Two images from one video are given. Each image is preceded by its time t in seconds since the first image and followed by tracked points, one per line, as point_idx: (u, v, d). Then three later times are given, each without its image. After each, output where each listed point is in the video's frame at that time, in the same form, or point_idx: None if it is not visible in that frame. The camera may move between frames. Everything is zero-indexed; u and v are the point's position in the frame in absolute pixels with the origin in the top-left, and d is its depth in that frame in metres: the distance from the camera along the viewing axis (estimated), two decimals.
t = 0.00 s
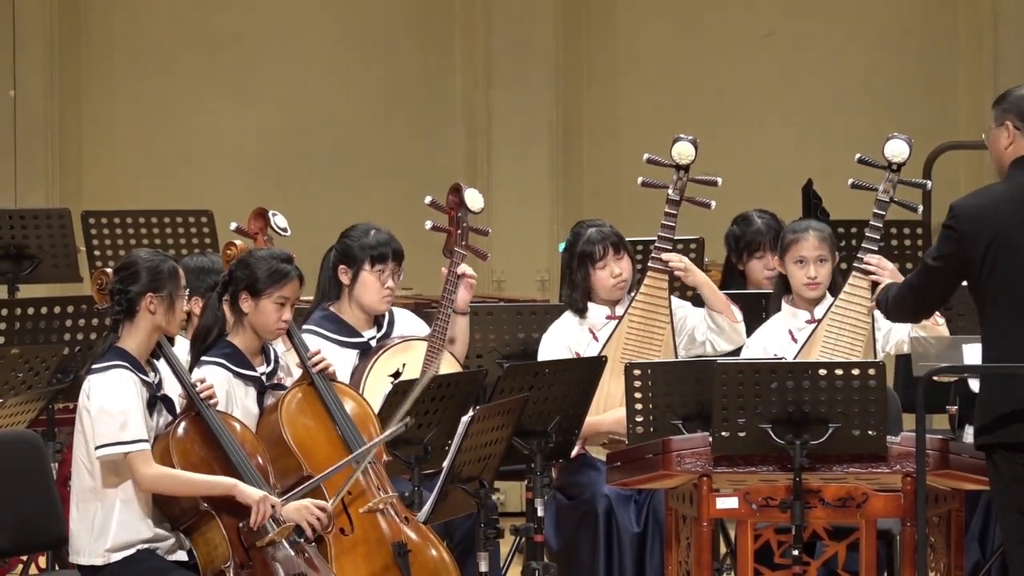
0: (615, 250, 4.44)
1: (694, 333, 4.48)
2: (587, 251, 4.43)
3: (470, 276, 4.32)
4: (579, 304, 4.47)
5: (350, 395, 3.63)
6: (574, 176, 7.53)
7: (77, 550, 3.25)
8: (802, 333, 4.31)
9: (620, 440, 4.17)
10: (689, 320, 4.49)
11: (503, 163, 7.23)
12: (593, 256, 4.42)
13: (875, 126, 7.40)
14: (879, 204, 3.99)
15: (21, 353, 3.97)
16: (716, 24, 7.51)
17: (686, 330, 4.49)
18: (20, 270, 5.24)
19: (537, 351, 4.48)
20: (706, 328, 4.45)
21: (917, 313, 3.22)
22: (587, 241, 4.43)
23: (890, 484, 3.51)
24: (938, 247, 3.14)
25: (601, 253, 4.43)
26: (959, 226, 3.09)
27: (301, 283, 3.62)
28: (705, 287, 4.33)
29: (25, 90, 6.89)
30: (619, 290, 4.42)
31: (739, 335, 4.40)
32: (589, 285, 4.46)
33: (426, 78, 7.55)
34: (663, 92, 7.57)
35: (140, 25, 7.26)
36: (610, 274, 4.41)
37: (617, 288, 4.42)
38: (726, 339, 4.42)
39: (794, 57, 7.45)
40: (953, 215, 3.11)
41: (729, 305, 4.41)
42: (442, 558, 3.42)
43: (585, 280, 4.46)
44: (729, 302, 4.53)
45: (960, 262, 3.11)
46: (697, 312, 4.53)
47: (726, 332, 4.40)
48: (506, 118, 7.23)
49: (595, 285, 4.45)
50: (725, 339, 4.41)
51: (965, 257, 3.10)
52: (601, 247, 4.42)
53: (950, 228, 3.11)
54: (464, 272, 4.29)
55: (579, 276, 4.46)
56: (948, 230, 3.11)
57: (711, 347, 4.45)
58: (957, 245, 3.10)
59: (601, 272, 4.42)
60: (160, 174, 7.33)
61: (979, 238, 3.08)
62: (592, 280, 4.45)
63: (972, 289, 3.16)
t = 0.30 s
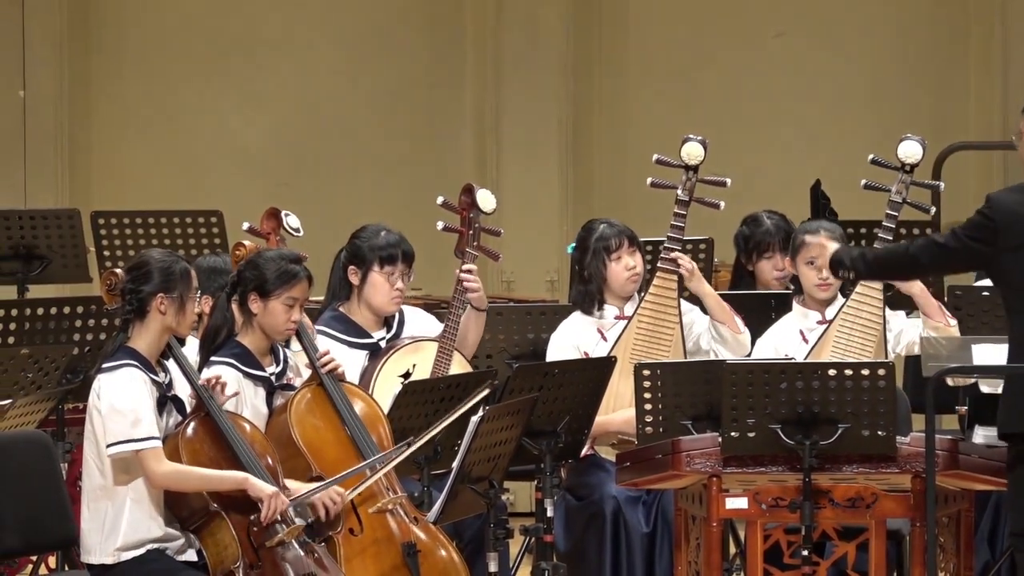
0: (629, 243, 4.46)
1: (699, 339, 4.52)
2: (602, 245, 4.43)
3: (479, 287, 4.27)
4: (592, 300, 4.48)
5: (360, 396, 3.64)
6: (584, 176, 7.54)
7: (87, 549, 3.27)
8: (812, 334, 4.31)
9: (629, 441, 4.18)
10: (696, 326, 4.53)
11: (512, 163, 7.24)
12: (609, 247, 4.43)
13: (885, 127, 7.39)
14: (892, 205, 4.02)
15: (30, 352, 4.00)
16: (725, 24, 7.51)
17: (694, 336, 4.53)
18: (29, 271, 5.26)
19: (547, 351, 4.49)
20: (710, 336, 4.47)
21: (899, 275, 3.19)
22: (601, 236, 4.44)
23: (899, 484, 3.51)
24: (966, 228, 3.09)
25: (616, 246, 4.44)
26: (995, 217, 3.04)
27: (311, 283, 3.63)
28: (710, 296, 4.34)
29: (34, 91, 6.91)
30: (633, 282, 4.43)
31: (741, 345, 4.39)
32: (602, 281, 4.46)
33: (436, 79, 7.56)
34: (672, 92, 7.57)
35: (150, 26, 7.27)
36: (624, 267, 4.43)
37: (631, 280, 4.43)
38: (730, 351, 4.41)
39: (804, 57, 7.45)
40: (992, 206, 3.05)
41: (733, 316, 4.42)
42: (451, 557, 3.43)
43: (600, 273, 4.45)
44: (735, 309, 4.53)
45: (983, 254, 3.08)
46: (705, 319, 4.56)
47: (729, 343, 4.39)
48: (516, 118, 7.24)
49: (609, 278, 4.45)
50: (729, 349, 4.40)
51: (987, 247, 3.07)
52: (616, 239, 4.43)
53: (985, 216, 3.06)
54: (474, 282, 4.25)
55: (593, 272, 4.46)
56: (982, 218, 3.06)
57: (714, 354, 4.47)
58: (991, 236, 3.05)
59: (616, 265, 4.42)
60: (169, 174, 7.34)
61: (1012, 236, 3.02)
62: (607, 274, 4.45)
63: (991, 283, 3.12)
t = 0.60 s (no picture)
0: (643, 242, 4.46)
1: (717, 334, 4.48)
2: (616, 244, 4.43)
3: (493, 287, 4.25)
4: (605, 300, 4.47)
5: (374, 395, 3.65)
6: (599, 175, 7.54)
7: (97, 547, 3.26)
8: (828, 333, 4.31)
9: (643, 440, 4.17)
10: (713, 322, 4.50)
11: (527, 163, 7.24)
12: (623, 246, 4.43)
13: (900, 126, 7.38)
14: (909, 205, 4.03)
15: (45, 351, 4.03)
16: (739, 23, 7.50)
17: (710, 333, 4.50)
18: (44, 270, 5.27)
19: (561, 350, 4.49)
20: (728, 330, 4.45)
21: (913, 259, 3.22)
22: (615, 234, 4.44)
23: (914, 483, 3.52)
24: (993, 216, 3.12)
25: (630, 244, 4.44)
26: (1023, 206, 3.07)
27: (325, 283, 3.63)
28: (726, 291, 4.31)
29: (48, 90, 6.94)
30: (647, 282, 4.43)
31: (760, 338, 4.40)
32: (616, 280, 4.46)
33: (449, 79, 7.57)
34: (685, 91, 7.57)
35: (163, 26, 7.29)
36: (638, 266, 4.42)
37: (645, 279, 4.43)
38: (749, 342, 4.41)
39: (818, 56, 7.44)
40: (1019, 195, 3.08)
41: (750, 308, 4.41)
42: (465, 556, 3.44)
43: (614, 272, 4.45)
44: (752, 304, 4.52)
45: (1009, 242, 3.11)
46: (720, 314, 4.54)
47: (747, 335, 4.40)
48: (530, 118, 7.24)
49: (623, 278, 4.44)
50: (747, 341, 4.41)
51: (1013, 236, 3.10)
52: (631, 238, 4.44)
53: (1011, 205, 3.09)
54: (485, 282, 4.23)
55: (607, 271, 4.46)
56: (1010, 208, 3.09)
57: (733, 349, 4.45)
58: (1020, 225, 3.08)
59: (630, 263, 4.42)
60: (182, 174, 7.36)
61: None
62: (621, 274, 4.45)
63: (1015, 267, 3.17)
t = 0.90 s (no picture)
0: (658, 240, 4.46)
1: (733, 332, 4.47)
2: (631, 241, 4.43)
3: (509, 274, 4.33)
4: (620, 298, 4.48)
5: (389, 393, 3.66)
6: (614, 174, 7.53)
7: (108, 545, 3.27)
8: (843, 332, 4.30)
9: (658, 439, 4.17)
10: (728, 319, 4.48)
11: (542, 162, 7.25)
12: (638, 244, 4.43)
13: (916, 125, 7.37)
14: (922, 203, 4.04)
15: (60, 351, 4.04)
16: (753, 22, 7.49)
17: (724, 330, 4.48)
18: (59, 269, 5.28)
19: (575, 349, 4.50)
20: (744, 327, 4.45)
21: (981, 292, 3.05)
22: (630, 232, 4.44)
23: (929, 483, 3.52)
24: None
25: (645, 242, 4.44)
26: None
27: (341, 283, 3.64)
28: (740, 289, 4.33)
29: (63, 89, 6.97)
30: (661, 279, 4.43)
31: (776, 334, 4.41)
32: (631, 278, 4.46)
33: (464, 78, 7.59)
34: (700, 90, 7.56)
35: (178, 26, 7.31)
36: (653, 264, 4.42)
37: (659, 278, 4.43)
38: (765, 338, 4.42)
39: (833, 55, 7.43)
40: None
41: (765, 304, 4.42)
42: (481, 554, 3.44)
43: (628, 270, 4.45)
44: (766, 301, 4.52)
45: None
46: (735, 310, 4.52)
47: (763, 331, 4.40)
48: (545, 117, 7.25)
49: (638, 275, 4.45)
50: (763, 337, 4.42)
51: None
52: (645, 237, 4.43)
53: None
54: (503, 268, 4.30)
55: (622, 269, 4.46)
56: None
57: (750, 346, 4.45)
58: None
59: (645, 261, 4.43)
60: (197, 172, 7.39)
61: None
62: (635, 272, 4.45)
63: None
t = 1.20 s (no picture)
0: (669, 241, 4.47)
1: (748, 325, 4.48)
2: (642, 242, 4.44)
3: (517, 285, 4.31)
4: (629, 298, 4.48)
5: (400, 394, 3.67)
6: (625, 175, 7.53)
7: (118, 544, 3.28)
8: (855, 332, 4.30)
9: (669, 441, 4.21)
10: (743, 312, 4.49)
11: (554, 162, 7.25)
12: (648, 244, 4.44)
13: (928, 126, 7.36)
14: (935, 204, 4.03)
15: (72, 350, 4.06)
16: (765, 22, 7.49)
17: (740, 324, 4.49)
18: (70, 269, 5.31)
19: (586, 350, 4.50)
20: (759, 320, 4.45)
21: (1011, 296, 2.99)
22: (641, 232, 4.45)
23: (940, 483, 3.51)
24: None
25: (655, 243, 4.45)
26: None
27: (351, 284, 3.65)
28: (757, 287, 4.32)
29: (75, 89, 6.99)
30: (672, 281, 4.44)
31: (791, 325, 4.40)
32: (641, 279, 4.47)
33: (476, 79, 7.60)
34: (711, 90, 7.56)
35: (189, 27, 7.33)
36: (663, 264, 4.43)
37: (669, 279, 4.43)
38: (781, 330, 4.42)
39: (844, 55, 7.42)
40: None
41: (780, 298, 4.42)
42: (491, 556, 3.45)
43: (638, 270, 4.46)
44: (781, 295, 4.53)
45: None
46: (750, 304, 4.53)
47: (779, 323, 4.40)
48: (557, 117, 7.25)
49: (648, 276, 4.45)
50: (779, 329, 4.41)
51: None
52: (656, 237, 4.44)
53: None
54: (512, 276, 4.28)
55: (632, 269, 4.47)
56: None
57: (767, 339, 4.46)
58: None
59: (655, 262, 4.43)
60: (208, 173, 7.40)
61: None
62: (645, 272, 4.46)
63: None
